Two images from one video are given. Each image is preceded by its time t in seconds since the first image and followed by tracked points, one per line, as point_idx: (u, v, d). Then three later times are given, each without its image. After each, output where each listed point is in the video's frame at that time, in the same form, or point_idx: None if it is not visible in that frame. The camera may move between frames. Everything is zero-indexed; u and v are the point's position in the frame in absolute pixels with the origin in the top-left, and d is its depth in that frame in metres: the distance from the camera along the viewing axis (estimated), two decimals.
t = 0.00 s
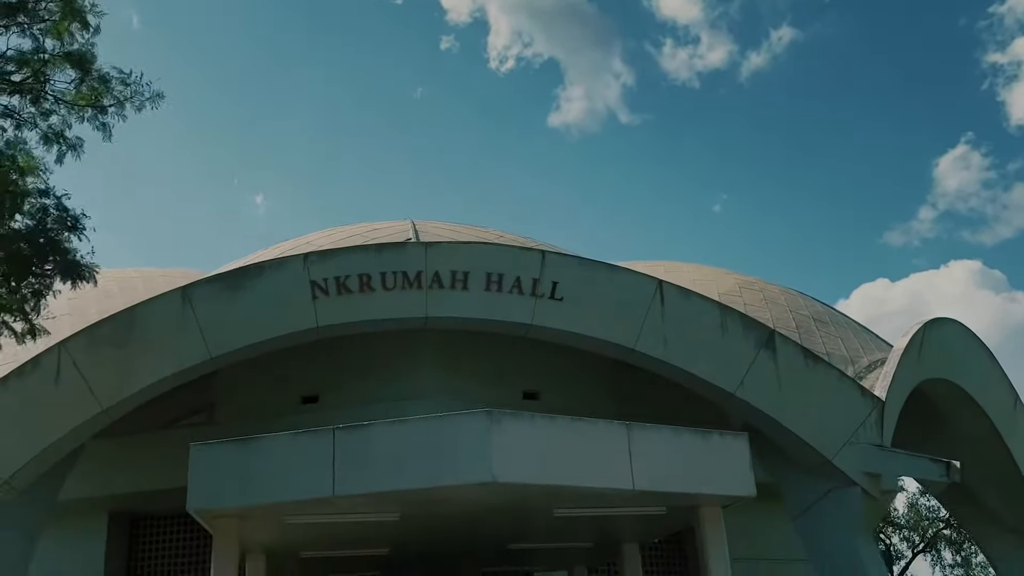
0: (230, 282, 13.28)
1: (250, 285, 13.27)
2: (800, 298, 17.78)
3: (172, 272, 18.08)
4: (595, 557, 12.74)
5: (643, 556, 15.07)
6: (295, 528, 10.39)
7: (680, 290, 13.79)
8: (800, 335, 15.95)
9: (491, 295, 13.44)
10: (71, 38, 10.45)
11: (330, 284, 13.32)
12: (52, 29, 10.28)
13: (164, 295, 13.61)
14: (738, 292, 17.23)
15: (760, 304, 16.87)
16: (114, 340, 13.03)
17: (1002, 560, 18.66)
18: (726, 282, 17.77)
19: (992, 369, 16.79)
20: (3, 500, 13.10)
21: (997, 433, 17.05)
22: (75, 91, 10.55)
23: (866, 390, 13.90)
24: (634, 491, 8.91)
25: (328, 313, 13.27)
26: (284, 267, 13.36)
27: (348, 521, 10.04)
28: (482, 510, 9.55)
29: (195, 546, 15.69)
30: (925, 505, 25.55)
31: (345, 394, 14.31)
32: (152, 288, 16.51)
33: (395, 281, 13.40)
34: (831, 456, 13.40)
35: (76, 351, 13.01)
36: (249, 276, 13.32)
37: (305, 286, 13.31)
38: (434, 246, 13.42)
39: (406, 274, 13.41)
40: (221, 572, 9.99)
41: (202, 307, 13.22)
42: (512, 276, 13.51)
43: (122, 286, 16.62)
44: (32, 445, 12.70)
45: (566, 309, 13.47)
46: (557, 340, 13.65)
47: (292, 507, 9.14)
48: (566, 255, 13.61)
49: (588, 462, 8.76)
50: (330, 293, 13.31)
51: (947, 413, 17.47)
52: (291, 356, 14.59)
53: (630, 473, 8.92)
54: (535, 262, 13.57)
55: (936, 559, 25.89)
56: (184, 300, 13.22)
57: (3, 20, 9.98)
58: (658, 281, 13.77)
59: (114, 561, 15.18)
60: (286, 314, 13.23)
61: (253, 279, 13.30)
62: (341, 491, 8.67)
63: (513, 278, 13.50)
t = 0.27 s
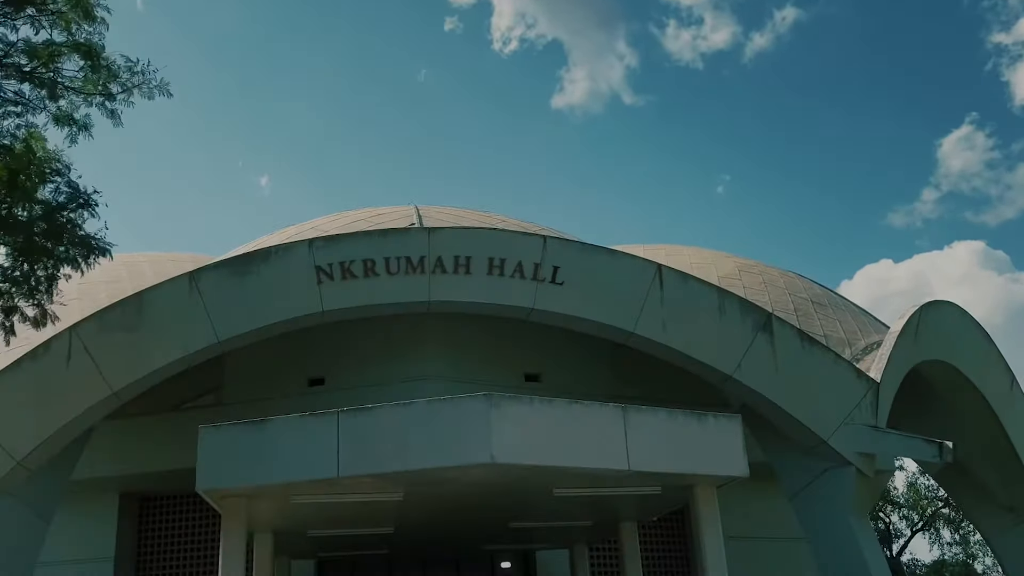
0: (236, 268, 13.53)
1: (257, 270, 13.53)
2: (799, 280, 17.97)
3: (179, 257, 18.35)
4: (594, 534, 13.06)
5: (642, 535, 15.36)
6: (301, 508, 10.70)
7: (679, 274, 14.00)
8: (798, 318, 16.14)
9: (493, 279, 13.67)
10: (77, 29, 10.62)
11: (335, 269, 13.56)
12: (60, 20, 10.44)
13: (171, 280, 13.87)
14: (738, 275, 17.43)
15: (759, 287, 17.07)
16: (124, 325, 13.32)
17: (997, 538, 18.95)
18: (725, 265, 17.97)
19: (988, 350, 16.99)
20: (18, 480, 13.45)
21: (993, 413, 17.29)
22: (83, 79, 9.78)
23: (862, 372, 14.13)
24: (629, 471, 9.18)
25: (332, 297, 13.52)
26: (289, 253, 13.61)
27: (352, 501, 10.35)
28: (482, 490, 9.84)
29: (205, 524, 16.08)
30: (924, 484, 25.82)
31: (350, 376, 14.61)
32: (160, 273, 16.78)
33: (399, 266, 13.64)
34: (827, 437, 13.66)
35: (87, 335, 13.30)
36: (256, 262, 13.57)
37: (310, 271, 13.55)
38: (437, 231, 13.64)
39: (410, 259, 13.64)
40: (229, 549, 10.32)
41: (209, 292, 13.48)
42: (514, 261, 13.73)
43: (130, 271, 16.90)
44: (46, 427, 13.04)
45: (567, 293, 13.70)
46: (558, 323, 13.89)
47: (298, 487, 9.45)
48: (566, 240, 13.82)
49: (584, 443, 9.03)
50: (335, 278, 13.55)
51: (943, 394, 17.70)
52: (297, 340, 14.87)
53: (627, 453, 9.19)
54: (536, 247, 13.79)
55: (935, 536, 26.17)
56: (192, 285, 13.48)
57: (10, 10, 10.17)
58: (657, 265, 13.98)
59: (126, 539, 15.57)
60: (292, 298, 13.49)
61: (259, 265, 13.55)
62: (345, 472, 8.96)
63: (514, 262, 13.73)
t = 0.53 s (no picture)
0: (243, 255, 13.76)
1: (263, 257, 13.76)
2: (799, 266, 18.16)
3: (186, 244, 18.60)
4: (594, 516, 13.35)
5: (641, 519, 15.59)
6: (308, 490, 11.00)
7: (679, 261, 14.21)
8: (796, 303, 16.33)
9: (496, 266, 13.89)
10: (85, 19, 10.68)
11: (340, 256, 13.79)
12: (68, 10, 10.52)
13: (180, 267, 14.12)
14: (738, 261, 17.62)
15: (759, 273, 17.27)
16: (134, 311, 13.59)
17: (993, 520, 19.23)
18: (726, 251, 18.16)
19: (985, 335, 17.19)
20: (32, 462, 13.77)
21: (990, 397, 17.51)
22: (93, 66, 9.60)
23: (858, 356, 14.35)
24: (627, 454, 9.44)
25: (338, 283, 13.76)
26: (295, 240, 13.84)
27: (358, 484, 10.63)
28: (484, 473, 10.12)
29: (213, 504, 16.42)
30: (923, 467, 26.05)
31: (355, 361, 14.88)
32: (168, 260, 17.04)
33: (403, 253, 13.86)
34: (823, 420, 13.90)
35: (97, 321, 13.57)
36: (262, 249, 13.80)
37: (315, 259, 13.78)
38: (441, 219, 13.85)
39: (414, 246, 13.86)
40: (239, 530, 10.63)
41: (217, 279, 13.73)
42: (516, 248, 13.94)
43: (139, 258, 17.16)
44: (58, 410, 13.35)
45: (569, 280, 13.91)
46: (560, 309, 14.12)
47: (306, 470, 9.73)
48: (568, 228, 14.03)
49: (584, 427, 9.29)
50: (340, 265, 13.78)
51: (940, 378, 17.92)
52: (303, 325, 15.14)
53: (625, 438, 9.43)
54: (538, 234, 14.00)
55: (933, 518, 26.43)
56: (200, 271, 13.72)
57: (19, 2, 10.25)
58: (657, 252, 14.19)
59: (137, 519, 15.92)
60: (298, 285, 13.73)
61: (265, 252, 13.79)
62: (351, 456, 9.23)
63: (517, 249, 13.94)
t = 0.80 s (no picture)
0: (250, 243, 14.00)
1: (270, 246, 14.01)
2: (797, 253, 18.40)
3: (193, 232, 18.87)
4: (594, 499, 13.66)
5: (638, 502, 15.92)
6: (315, 474, 11.30)
7: (678, 249, 14.45)
8: (794, 290, 16.55)
9: (498, 255, 14.12)
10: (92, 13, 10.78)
11: (345, 245, 14.03)
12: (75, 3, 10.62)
13: (187, 255, 14.38)
14: (737, 248, 17.85)
15: (758, 260, 17.50)
16: (143, 298, 13.87)
17: (987, 502, 19.55)
18: (725, 238, 18.39)
19: (981, 322, 17.42)
20: (44, 447, 14.11)
21: (985, 382, 17.77)
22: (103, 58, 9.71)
23: (854, 343, 14.60)
24: (625, 439, 9.71)
25: (343, 272, 14.01)
26: (301, 229, 14.08)
27: (364, 468, 10.93)
28: (486, 458, 10.40)
29: (222, 489, 16.79)
30: (920, 451, 26.35)
31: (360, 347, 15.16)
32: (175, 249, 17.31)
33: (407, 242, 14.10)
34: (819, 406, 14.16)
35: (108, 308, 13.86)
36: (269, 238, 14.05)
37: (321, 247, 14.03)
38: (445, 208, 14.08)
39: (418, 235, 14.10)
40: (247, 512, 10.94)
41: (224, 267, 13.99)
42: (519, 236, 14.17)
43: (147, 246, 17.43)
44: (70, 396, 13.71)
45: (570, 268, 14.15)
46: (562, 297, 14.37)
47: (313, 455, 10.02)
48: (569, 217, 14.25)
49: (582, 414, 9.56)
50: (345, 253, 14.03)
51: (936, 364, 18.17)
52: (309, 312, 15.41)
53: (622, 424, 9.70)
54: (540, 223, 14.23)
55: (930, 501, 26.75)
56: (208, 260, 13.98)
57: None
58: (657, 240, 14.42)
59: (147, 502, 16.26)
60: (304, 273, 13.98)
61: (272, 240, 14.04)
62: (357, 441, 9.51)
63: (519, 238, 14.17)
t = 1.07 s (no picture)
0: (256, 228, 14.27)
1: (275, 230, 14.28)
2: (794, 237, 18.65)
3: (199, 217, 19.15)
4: (592, 478, 14.02)
5: (635, 481, 16.27)
6: (320, 454, 11.64)
7: (675, 234, 14.71)
8: (790, 274, 16.80)
9: (499, 239, 14.39)
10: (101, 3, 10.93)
11: (349, 230, 14.30)
12: None
13: (193, 240, 14.65)
14: (735, 233, 18.11)
15: (756, 244, 17.75)
16: (151, 282, 14.17)
17: (979, 481, 19.92)
18: (724, 222, 18.63)
19: (975, 305, 17.69)
20: (55, 427, 14.46)
21: (979, 364, 18.06)
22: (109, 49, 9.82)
23: (848, 326, 14.88)
24: (621, 421, 10.01)
25: (347, 256, 14.28)
26: (305, 215, 14.34)
27: (369, 448, 11.26)
28: (486, 439, 10.72)
29: (230, 469, 17.18)
30: (916, 431, 26.72)
31: (364, 330, 15.48)
32: (181, 233, 17.60)
33: (410, 227, 14.38)
34: (813, 388, 14.46)
35: (116, 292, 14.15)
36: (273, 223, 14.31)
37: (325, 232, 14.29)
38: (446, 194, 14.34)
39: (420, 220, 14.37)
40: (255, 491, 11.29)
41: (230, 251, 14.26)
42: (519, 221, 14.44)
43: (153, 231, 17.71)
44: (81, 377, 14.05)
45: (569, 253, 14.43)
46: (561, 281, 14.67)
47: (319, 436, 10.35)
48: (569, 203, 14.52)
49: (580, 396, 9.87)
50: (349, 238, 14.30)
51: (930, 346, 18.46)
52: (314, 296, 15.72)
53: (619, 406, 10.01)
54: (540, 208, 14.50)
55: (924, 480, 27.15)
56: (214, 244, 14.25)
57: None
58: (655, 225, 14.68)
59: (156, 480, 16.64)
60: (308, 257, 14.26)
61: (277, 225, 14.30)
62: (361, 422, 9.82)
63: (519, 223, 14.44)
